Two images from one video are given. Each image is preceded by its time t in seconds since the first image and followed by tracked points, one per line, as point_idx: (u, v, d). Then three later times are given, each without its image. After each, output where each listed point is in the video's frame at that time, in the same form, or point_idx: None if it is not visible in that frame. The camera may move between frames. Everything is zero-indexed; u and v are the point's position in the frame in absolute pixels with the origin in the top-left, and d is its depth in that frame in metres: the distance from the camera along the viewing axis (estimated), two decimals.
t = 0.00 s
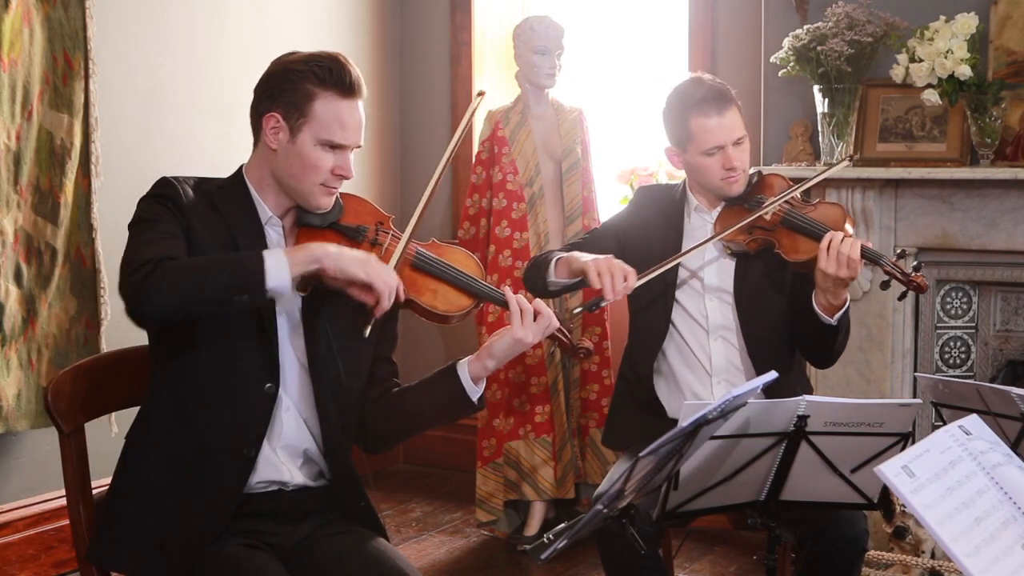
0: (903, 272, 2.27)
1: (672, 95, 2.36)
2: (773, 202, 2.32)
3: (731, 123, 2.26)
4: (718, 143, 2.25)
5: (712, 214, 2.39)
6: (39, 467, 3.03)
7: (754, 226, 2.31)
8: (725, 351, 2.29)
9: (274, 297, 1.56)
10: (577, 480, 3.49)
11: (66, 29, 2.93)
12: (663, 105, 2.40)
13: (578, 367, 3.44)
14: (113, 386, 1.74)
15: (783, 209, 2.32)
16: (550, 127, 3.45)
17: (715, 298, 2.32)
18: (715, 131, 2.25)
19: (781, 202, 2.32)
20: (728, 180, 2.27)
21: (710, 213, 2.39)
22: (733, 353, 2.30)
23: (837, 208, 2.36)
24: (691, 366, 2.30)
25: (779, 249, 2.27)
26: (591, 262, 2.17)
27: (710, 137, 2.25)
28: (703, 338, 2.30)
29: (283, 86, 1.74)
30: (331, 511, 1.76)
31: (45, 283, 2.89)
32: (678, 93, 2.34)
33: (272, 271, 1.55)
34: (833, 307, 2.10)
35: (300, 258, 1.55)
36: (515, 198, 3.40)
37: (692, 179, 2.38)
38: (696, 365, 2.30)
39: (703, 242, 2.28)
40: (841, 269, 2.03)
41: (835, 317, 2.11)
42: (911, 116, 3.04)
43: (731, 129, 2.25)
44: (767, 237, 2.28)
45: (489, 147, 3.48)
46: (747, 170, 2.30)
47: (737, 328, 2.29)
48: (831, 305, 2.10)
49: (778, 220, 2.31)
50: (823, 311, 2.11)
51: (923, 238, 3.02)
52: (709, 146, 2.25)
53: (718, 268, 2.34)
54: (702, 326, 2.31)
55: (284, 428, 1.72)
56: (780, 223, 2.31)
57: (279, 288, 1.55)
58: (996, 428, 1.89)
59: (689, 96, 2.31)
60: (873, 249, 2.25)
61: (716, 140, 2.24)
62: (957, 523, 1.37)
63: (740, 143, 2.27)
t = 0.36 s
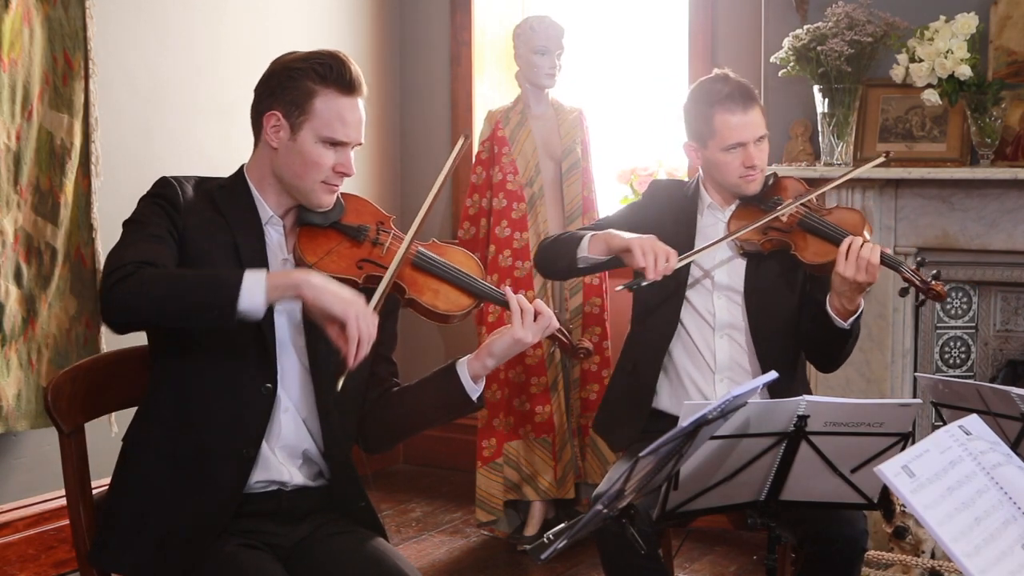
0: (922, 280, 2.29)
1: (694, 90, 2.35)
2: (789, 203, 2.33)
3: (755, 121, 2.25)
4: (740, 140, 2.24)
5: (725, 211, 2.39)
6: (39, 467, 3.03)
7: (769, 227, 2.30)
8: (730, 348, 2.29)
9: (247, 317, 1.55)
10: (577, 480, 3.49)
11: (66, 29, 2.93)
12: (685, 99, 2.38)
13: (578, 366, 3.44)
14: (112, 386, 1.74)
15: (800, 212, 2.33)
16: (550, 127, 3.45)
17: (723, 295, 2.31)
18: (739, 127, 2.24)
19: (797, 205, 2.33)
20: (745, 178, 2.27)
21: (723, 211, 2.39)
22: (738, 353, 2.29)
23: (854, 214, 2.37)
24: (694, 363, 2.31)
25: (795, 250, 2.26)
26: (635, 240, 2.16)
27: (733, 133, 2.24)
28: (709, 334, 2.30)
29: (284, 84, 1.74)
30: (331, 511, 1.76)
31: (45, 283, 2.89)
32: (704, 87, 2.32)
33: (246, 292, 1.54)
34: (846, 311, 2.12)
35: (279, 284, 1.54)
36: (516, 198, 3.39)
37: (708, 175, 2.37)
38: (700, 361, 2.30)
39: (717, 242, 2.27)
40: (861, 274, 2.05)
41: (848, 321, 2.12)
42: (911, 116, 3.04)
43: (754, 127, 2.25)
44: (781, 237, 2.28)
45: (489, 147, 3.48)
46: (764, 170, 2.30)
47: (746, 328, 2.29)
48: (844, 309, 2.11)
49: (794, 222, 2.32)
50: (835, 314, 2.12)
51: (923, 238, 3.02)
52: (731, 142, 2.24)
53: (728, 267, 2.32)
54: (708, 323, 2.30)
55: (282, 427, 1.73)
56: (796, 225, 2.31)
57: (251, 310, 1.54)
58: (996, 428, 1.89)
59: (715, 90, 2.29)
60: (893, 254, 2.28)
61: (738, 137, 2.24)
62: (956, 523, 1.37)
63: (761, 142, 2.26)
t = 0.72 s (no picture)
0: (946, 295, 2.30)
1: (728, 85, 2.31)
2: (811, 210, 2.34)
3: (780, 129, 2.22)
4: (758, 145, 2.22)
5: (742, 212, 2.38)
6: (39, 467, 3.03)
7: (790, 232, 2.31)
8: (736, 347, 2.30)
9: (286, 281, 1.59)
10: (577, 480, 3.49)
11: (65, 29, 2.93)
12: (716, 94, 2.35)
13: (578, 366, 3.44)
14: (112, 386, 1.74)
15: (821, 219, 2.34)
16: (550, 127, 3.45)
17: (734, 295, 2.31)
18: (761, 134, 2.21)
19: (819, 212, 2.34)
20: (759, 184, 2.26)
21: (740, 211, 2.38)
22: (745, 352, 2.30)
23: (877, 226, 2.39)
24: (700, 359, 2.31)
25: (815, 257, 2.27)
26: (686, 235, 2.09)
27: (754, 139, 2.21)
28: (718, 332, 2.30)
29: (271, 84, 1.74)
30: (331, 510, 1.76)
31: (45, 283, 2.89)
32: (735, 87, 2.29)
33: (284, 253, 1.57)
34: (864, 320, 2.14)
35: (310, 240, 1.60)
36: (515, 198, 3.39)
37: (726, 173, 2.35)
38: (706, 358, 2.31)
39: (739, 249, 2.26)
40: (885, 283, 2.08)
41: (865, 330, 2.14)
42: (911, 116, 3.03)
43: (777, 135, 2.22)
44: (802, 242, 2.29)
45: (489, 147, 3.48)
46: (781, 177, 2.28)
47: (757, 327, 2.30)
48: (863, 318, 2.13)
49: (814, 228, 2.33)
50: (853, 322, 2.14)
51: (923, 238, 3.02)
52: (751, 147, 2.22)
53: (739, 265, 2.33)
54: (717, 320, 2.30)
55: (282, 425, 1.72)
56: (817, 231, 2.32)
57: (292, 270, 1.58)
58: (996, 428, 1.89)
59: (745, 91, 2.25)
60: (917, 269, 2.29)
61: (759, 143, 2.21)
62: (957, 523, 1.37)
63: (782, 151, 2.24)
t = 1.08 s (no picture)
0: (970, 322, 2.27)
1: (766, 92, 2.29)
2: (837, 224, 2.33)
3: (806, 147, 2.21)
4: (781, 160, 2.21)
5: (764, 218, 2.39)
6: (39, 467, 3.03)
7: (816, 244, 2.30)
8: (748, 345, 2.31)
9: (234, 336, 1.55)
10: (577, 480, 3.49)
11: (66, 29, 2.93)
12: (752, 96, 2.33)
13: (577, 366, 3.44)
14: (112, 386, 1.73)
15: (846, 233, 2.33)
16: (550, 127, 3.45)
17: (750, 295, 2.32)
18: (786, 149, 2.20)
19: (844, 227, 2.33)
20: (774, 196, 2.26)
21: (761, 216, 2.39)
22: (756, 351, 2.31)
23: (905, 247, 2.38)
24: (710, 354, 2.33)
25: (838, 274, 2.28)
26: (749, 236, 2.10)
27: (777, 152, 2.21)
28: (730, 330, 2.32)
29: (278, 86, 1.73)
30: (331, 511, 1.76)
31: (45, 283, 2.89)
32: (772, 95, 2.26)
33: (231, 308, 1.54)
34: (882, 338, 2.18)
35: (262, 300, 1.54)
36: (516, 198, 3.40)
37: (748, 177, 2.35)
38: (717, 353, 2.33)
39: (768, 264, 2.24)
40: (907, 307, 2.12)
41: (881, 347, 2.18)
42: (911, 116, 3.02)
43: (802, 153, 2.21)
44: (827, 259, 2.29)
45: (489, 147, 3.48)
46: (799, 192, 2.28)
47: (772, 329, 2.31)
48: (880, 336, 2.17)
49: (839, 242, 2.32)
50: (871, 340, 2.18)
51: (923, 238, 3.02)
52: (773, 159, 2.22)
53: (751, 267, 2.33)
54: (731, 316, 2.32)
55: (282, 430, 1.73)
56: (841, 246, 2.32)
57: (232, 327, 1.54)
58: (996, 428, 1.89)
59: (780, 102, 2.23)
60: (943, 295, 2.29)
61: (781, 157, 2.21)
62: (957, 524, 1.37)
63: (803, 170, 2.24)
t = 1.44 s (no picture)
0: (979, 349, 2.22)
1: (796, 99, 2.27)
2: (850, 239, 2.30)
3: (825, 163, 2.21)
4: (797, 172, 2.21)
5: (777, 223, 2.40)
6: (39, 467, 3.03)
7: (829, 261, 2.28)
8: (755, 348, 2.32)
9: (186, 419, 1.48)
10: (577, 480, 3.49)
11: (65, 29, 2.93)
12: (781, 101, 2.31)
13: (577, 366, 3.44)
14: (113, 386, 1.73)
15: (858, 248, 2.31)
16: (550, 127, 3.45)
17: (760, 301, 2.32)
18: (805, 163, 2.20)
19: (858, 242, 2.30)
20: (786, 205, 2.28)
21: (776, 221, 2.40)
22: (763, 354, 2.32)
23: (917, 264, 2.37)
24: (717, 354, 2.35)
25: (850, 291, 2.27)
26: (788, 248, 2.07)
27: (795, 164, 2.21)
28: (740, 334, 2.33)
29: (294, 90, 1.74)
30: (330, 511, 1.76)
31: (45, 282, 2.89)
32: (801, 105, 2.25)
33: (183, 394, 1.46)
34: (888, 354, 2.20)
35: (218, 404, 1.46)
36: (516, 199, 3.40)
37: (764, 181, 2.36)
38: (724, 354, 2.34)
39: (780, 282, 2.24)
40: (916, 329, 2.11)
41: (890, 365, 2.21)
42: (912, 116, 3.02)
43: (820, 169, 2.21)
44: (839, 275, 2.27)
45: (489, 147, 3.48)
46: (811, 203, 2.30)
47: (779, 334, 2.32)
48: (888, 353, 2.20)
49: (851, 257, 2.30)
50: (879, 355, 2.21)
51: (923, 238, 3.02)
52: (789, 170, 2.22)
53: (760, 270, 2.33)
54: (741, 320, 2.33)
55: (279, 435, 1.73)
56: (853, 260, 2.30)
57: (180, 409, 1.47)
58: (996, 428, 1.89)
59: (807, 114, 2.22)
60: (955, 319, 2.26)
61: (798, 170, 2.21)
62: (956, 523, 1.37)
63: (819, 184, 2.24)
